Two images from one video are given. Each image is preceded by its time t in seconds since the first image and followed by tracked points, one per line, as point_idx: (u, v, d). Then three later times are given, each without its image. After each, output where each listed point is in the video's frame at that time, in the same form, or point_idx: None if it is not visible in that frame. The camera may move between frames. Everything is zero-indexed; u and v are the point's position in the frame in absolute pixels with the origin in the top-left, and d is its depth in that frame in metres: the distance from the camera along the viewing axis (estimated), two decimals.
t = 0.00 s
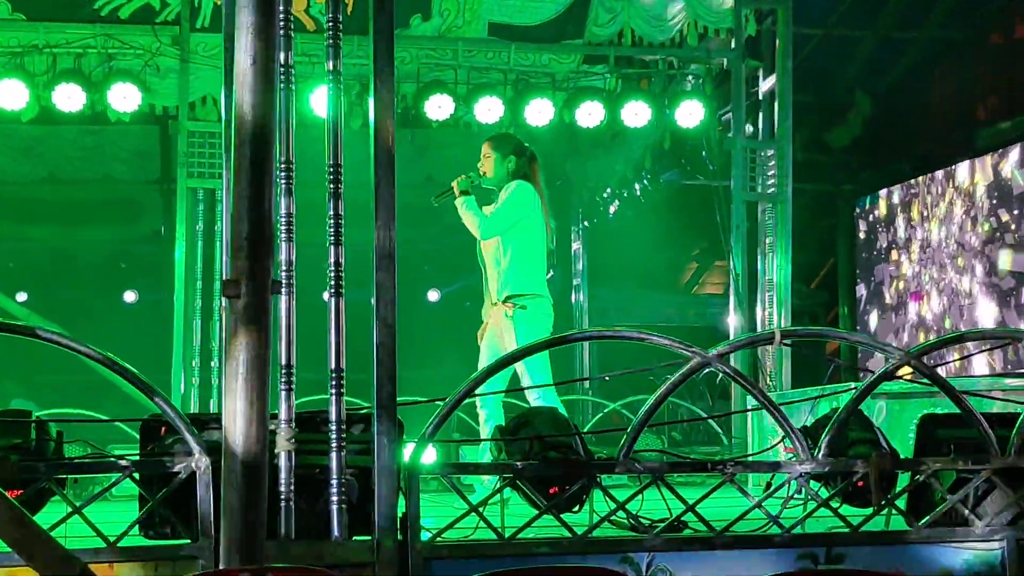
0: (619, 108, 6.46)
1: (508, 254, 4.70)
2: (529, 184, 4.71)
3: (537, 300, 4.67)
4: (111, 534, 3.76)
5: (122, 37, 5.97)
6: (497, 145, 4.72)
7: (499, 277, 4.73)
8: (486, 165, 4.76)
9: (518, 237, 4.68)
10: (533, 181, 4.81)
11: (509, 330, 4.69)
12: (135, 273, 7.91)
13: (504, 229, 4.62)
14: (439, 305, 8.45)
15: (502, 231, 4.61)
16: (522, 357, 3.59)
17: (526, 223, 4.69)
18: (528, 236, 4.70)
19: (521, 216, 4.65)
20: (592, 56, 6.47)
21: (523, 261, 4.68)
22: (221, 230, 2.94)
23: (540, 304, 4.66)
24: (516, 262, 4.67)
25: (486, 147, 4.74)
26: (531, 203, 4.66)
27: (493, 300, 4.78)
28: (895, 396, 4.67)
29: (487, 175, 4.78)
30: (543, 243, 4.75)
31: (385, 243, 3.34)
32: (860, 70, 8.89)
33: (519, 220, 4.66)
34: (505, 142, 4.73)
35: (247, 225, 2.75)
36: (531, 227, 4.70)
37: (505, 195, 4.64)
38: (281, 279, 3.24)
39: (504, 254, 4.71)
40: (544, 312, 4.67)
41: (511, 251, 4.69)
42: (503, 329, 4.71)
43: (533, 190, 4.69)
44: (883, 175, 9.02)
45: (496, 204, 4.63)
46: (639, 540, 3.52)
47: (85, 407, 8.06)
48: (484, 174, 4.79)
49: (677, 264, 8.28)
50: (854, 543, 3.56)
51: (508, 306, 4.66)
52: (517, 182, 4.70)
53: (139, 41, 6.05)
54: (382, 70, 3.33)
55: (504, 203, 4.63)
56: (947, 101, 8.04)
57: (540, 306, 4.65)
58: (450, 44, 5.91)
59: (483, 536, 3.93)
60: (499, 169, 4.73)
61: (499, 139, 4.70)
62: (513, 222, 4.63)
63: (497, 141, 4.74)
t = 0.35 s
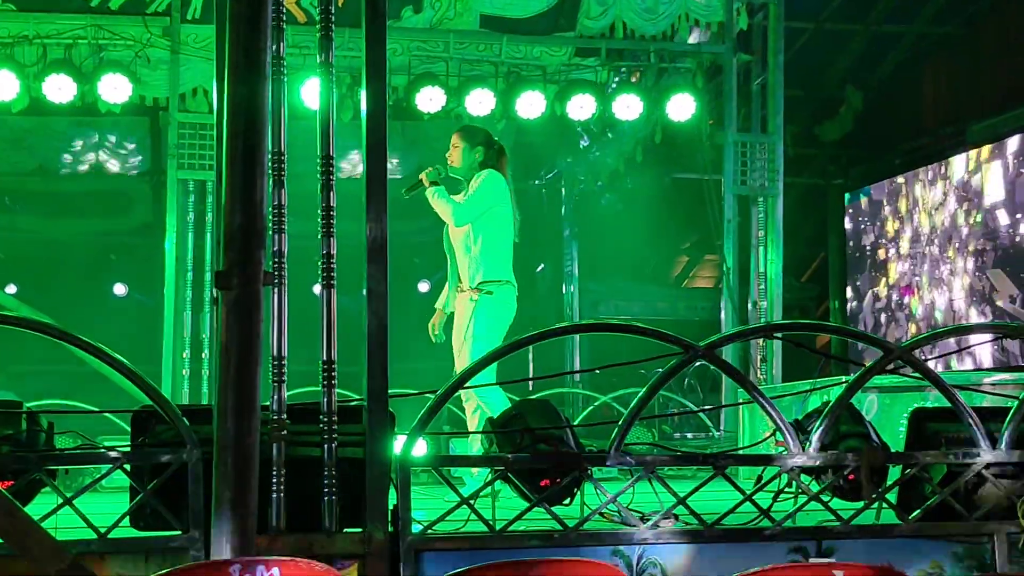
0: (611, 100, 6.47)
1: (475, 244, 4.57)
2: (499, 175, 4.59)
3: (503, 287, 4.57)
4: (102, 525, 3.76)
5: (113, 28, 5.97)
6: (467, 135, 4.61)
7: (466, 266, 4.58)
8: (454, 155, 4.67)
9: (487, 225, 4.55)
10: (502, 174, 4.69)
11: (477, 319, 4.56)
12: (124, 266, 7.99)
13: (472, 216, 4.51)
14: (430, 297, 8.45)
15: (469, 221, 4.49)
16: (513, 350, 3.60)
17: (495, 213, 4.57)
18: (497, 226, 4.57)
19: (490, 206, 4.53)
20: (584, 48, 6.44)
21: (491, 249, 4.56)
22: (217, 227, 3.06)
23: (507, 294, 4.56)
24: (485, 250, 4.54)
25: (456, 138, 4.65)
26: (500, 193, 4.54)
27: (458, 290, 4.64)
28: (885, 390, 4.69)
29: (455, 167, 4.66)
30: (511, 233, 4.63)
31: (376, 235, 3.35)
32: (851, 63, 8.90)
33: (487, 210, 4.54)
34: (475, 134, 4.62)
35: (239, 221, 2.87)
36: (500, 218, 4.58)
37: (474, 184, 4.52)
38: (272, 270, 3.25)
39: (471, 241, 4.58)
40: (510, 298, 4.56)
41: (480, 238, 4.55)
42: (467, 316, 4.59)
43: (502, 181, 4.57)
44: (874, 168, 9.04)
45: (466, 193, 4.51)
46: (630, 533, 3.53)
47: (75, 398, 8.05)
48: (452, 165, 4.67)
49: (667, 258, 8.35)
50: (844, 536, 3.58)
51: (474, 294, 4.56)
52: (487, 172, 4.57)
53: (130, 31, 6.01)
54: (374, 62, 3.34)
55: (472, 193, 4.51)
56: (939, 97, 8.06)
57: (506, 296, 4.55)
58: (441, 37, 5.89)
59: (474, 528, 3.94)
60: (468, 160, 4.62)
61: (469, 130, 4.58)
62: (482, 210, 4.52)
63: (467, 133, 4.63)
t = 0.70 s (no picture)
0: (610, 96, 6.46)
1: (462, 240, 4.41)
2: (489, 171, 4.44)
3: (490, 285, 4.42)
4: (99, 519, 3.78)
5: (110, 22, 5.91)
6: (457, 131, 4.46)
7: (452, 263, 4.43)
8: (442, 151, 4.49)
9: (476, 218, 4.39)
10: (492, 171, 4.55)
11: (463, 313, 4.39)
12: (122, 262, 8.03)
13: (462, 208, 4.34)
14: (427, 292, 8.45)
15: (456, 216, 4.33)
16: (509, 346, 3.60)
17: (483, 209, 4.41)
18: (485, 222, 4.41)
19: (478, 202, 4.38)
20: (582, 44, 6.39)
21: (479, 246, 4.40)
22: (212, 224, 3.06)
23: (493, 291, 4.41)
24: (474, 244, 4.38)
25: (445, 131, 4.48)
26: (489, 189, 4.39)
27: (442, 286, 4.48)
28: (882, 387, 4.69)
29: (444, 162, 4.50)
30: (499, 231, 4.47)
31: (373, 231, 3.35)
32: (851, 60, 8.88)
33: (476, 205, 4.38)
34: (465, 131, 4.47)
35: (235, 215, 2.88)
36: (488, 214, 4.42)
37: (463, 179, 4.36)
38: (269, 265, 3.25)
39: (459, 234, 4.41)
40: (497, 294, 4.42)
41: (468, 231, 4.39)
42: (452, 312, 4.41)
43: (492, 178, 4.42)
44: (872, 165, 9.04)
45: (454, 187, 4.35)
46: (626, 530, 3.54)
47: (72, 392, 8.06)
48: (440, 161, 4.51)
49: (665, 255, 8.41)
50: (840, 534, 3.59)
51: (461, 287, 4.39)
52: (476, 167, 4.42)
53: (126, 26, 5.97)
54: (371, 57, 3.33)
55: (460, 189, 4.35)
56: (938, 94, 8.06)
57: (493, 293, 4.40)
58: (438, 33, 5.85)
59: (470, 523, 3.95)
60: (458, 155, 4.46)
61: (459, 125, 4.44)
62: (472, 204, 4.36)
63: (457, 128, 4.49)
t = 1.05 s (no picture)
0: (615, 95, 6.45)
1: (467, 238, 4.40)
2: (495, 170, 4.43)
3: (493, 283, 4.40)
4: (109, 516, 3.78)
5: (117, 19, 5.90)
6: (466, 128, 4.45)
7: (455, 260, 4.41)
8: (450, 148, 4.48)
9: (481, 217, 4.39)
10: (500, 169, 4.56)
11: (464, 313, 4.36)
12: (126, 258, 7.85)
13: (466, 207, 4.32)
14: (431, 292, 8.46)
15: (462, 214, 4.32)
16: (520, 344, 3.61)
17: (488, 208, 4.40)
18: (489, 221, 4.40)
19: (484, 200, 4.36)
20: (588, 43, 6.42)
21: (482, 244, 4.39)
22: (225, 220, 3.05)
23: (495, 289, 4.39)
24: (477, 243, 4.37)
25: (454, 128, 4.47)
26: (495, 186, 4.38)
27: (445, 283, 4.47)
28: (889, 388, 4.67)
29: (451, 158, 4.50)
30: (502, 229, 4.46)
31: (385, 228, 3.35)
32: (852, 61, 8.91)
33: (481, 203, 4.37)
34: (476, 129, 4.48)
35: (248, 211, 2.87)
36: (492, 213, 4.41)
37: (469, 176, 4.35)
38: (281, 262, 3.25)
39: (463, 233, 4.40)
40: (498, 294, 4.40)
41: (472, 230, 4.38)
42: (453, 311, 4.40)
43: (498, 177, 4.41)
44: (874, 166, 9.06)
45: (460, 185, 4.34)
46: (636, 528, 3.54)
47: (74, 389, 8.04)
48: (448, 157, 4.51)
49: (667, 254, 8.29)
50: (849, 533, 3.60)
51: (462, 288, 4.36)
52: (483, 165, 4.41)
53: (133, 23, 5.97)
54: (384, 56, 3.33)
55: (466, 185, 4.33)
56: (939, 96, 8.11)
57: (495, 291, 4.38)
58: (445, 32, 5.85)
59: (479, 522, 3.94)
60: (466, 152, 4.45)
61: (468, 123, 4.44)
62: (477, 203, 4.34)
63: (467, 126, 4.49)
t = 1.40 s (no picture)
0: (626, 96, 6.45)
1: (481, 234, 4.40)
2: (512, 167, 4.43)
3: (504, 281, 4.42)
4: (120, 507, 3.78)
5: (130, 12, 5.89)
6: (485, 124, 4.44)
7: (469, 255, 4.42)
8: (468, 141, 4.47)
9: (497, 214, 4.39)
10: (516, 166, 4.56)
11: (478, 309, 4.36)
12: (133, 250, 8.31)
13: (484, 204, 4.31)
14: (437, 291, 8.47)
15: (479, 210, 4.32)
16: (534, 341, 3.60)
17: (504, 205, 4.41)
18: (503, 218, 4.41)
19: (501, 198, 4.36)
20: (599, 43, 6.42)
21: (497, 241, 4.40)
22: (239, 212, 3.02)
23: (506, 287, 4.42)
24: (492, 239, 4.38)
25: (473, 122, 4.45)
26: (512, 184, 4.38)
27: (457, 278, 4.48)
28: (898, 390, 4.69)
29: (469, 152, 4.48)
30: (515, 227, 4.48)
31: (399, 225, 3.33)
32: (860, 66, 8.92)
33: (497, 201, 4.37)
34: (495, 125, 4.48)
35: (264, 204, 2.84)
36: (507, 210, 4.42)
37: (487, 173, 4.34)
38: (296, 257, 3.21)
39: (477, 229, 4.40)
40: (509, 292, 4.43)
41: (487, 227, 4.39)
42: (465, 307, 4.40)
43: (515, 176, 4.41)
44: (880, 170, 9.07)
45: (478, 181, 4.32)
46: (646, 527, 3.53)
47: (79, 382, 8.06)
48: (465, 151, 4.50)
49: (674, 254, 8.69)
50: (860, 535, 3.59)
51: (475, 284, 4.38)
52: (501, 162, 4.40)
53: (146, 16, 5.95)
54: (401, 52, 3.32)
55: (484, 182, 4.32)
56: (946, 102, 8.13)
57: (507, 289, 4.41)
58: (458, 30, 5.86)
59: (489, 520, 3.93)
60: (483, 147, 4.45)
61: (488, 118, 4.43)
62: (494, 200, 4.34)
63: (486, 121, 4.47)
